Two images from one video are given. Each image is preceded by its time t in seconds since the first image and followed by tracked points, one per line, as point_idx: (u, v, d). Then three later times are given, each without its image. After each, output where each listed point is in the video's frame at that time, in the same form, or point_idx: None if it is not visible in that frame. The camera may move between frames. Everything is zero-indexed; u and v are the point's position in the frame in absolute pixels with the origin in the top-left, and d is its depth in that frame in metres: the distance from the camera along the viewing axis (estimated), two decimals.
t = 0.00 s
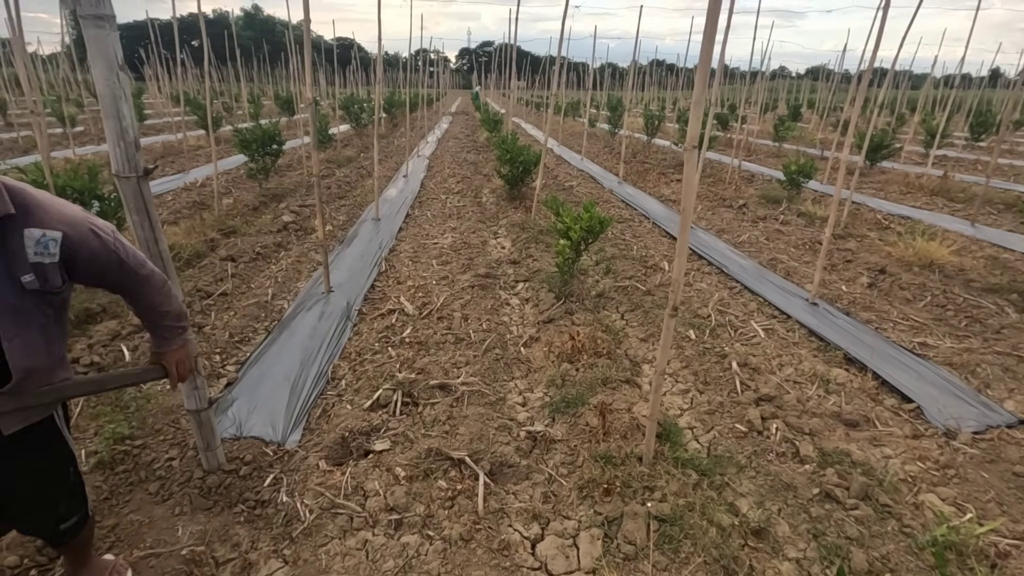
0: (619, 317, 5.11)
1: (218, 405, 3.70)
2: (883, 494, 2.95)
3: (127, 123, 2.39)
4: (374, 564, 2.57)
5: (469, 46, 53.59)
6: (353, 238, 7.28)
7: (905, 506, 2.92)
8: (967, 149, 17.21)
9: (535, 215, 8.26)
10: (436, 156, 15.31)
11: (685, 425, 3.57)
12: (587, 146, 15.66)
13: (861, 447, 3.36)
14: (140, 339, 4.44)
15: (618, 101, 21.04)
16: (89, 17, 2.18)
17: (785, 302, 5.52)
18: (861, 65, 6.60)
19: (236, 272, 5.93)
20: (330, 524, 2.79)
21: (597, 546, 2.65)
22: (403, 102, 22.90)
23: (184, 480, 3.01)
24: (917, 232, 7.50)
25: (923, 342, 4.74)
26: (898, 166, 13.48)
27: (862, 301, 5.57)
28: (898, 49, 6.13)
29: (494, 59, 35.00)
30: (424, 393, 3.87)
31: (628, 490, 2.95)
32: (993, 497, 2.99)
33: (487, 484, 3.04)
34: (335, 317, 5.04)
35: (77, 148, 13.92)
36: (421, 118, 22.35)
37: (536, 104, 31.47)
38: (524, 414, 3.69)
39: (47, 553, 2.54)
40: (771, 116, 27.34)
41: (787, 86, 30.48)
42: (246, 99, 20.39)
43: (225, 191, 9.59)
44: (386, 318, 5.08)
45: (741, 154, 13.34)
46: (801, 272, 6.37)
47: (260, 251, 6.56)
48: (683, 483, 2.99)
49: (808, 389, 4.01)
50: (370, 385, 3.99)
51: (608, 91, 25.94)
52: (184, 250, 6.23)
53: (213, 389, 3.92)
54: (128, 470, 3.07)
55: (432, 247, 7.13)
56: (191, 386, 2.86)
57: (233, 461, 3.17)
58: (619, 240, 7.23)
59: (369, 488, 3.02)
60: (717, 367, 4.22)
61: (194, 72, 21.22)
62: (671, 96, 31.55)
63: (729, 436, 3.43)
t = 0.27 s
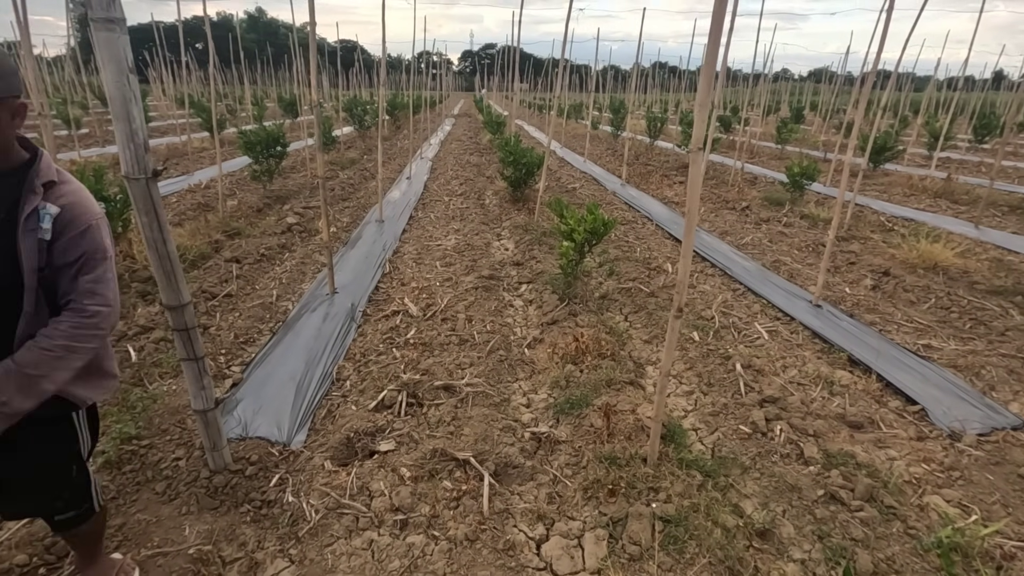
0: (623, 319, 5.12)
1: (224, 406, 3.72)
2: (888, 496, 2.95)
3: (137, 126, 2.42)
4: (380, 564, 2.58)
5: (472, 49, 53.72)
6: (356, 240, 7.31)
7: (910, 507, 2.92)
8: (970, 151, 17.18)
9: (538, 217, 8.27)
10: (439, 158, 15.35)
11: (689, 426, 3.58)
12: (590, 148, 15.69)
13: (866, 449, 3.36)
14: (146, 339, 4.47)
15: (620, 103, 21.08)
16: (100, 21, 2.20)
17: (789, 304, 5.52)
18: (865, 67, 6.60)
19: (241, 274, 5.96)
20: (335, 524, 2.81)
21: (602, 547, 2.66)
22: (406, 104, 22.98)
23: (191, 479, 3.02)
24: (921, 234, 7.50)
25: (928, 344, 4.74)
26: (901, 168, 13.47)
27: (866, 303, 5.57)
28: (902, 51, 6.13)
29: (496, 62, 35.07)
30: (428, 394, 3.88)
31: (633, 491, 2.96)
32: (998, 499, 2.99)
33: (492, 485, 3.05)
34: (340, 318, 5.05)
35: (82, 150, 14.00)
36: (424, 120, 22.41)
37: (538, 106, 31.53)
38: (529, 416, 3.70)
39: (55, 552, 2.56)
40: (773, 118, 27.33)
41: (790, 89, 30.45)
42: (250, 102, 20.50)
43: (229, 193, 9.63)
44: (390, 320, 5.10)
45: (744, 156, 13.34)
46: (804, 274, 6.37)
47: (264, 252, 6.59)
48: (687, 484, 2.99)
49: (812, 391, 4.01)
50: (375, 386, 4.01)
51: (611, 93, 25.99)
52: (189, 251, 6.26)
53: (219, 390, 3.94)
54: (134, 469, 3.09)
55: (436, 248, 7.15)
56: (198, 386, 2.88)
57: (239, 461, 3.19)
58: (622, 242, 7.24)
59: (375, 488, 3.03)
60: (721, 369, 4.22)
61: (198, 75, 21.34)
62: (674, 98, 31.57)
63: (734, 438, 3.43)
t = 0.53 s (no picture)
0: (625, 320, 5.13)
1: (229, 406, 3.74)
2: (891, 498, 2.95)
3: (144, 128, 2.43)
4: (384, 565, 2.60)
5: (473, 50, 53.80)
6: (359, 241, 7.32)
7: (914, 509, 2.92)
8: (972, 153, 17.16)
9: (540, 218, 8.29)
10: (441, 159, 15.37)
11: (692, 428, 3.58)
12: (591, 150, 15.70)
13: (869, 451, 3.37)
14: (150, 340, 4.49)
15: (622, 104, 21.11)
16: (108, 24, 2.21)
17: (791, 305, 5.53)
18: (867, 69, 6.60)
19: (244, 275, 5.98)
20: (340, 525, 2.82)
21: (605, 548, 2.66)
22: (408, 105, 23.05)
23: (196, 480, 3.04)
24: (924, 236, 7.49)
25: (930, 346, 4.74)
26: (903, 170, 13.45)
27: (868, 304, 5.57)
28: (905, 52, 6.14)
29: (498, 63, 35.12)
30: (432, 395, 3.89)
31: (636, 493, 2.96)
32: (1002, 501, 2.99)
33: (495, 486, 3.06)
34: (343, 319, 5.07)
35: (86, 151, 14.06)
36: (426, 122, 22.45)
37: (540, 107, 31.58)
38: (532, 417, 3.71)
39: (61, 551, 2.57)
40: (775, 120, 27.33)
41: (792, 90, 30.46)
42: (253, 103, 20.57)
43: (233, 194, 9.67)
44: (393, 321, 5.11)
45: (746, 157, 13.33)
46: (807, 276, 6.37)
47: (268, 254, 6.61)
48: (690, 486, 3.00)
49: (815, 392, 4.01)
50: (378, 387, 4.02)
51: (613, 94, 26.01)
52: (193, 252, 6.29)
53: (224, 391, 3.96)
54: (140, 470, 3.10)
55: (439, 250, 7.17)
56: (203, 387, 2.90)
57: (243, 462, 3.20)
58: (625, 243, 7.25)
59: (379, 489, 3.04)
60: (724, 371, 4.22)
61: (202, 76, 21.42)
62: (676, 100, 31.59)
63: (737, 439, 3.44)
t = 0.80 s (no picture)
0: (627, 321, 5.12)
1: (230, 407, 3.75)
2: (893, 500, 2.94)
3: (145, 129, 2.44)
4: (384, 566, 2.60)
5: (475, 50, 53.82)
6: (361, 242, 7.33)
7: (915, 511, 2.91)
8: (976, 153, 17.10)
9: (542, 218, 8.28)
10: (443, 159, 15.38)
11: (693, 429, 3.58)
12: (593, 150, 15.69)
13: (870, 452, 3.36)
14: (152, 341, 4.50)
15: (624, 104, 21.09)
16: (109, 26, 2.22)
17: (793, 306, 5.51)
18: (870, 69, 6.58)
19: (246, 275, 5.99)
20: (340, 525, 2.82)
21: (605, 549, 2.66)
22: (410, 105, 23.07)
23: (197, 480, 3.04)
24: (927, 236, 7.47)
25: (933, 347, 4.73)
26: (906, 170, 13.41)
27: (871, 305, 5.55)
28: (908, 52, 6.12)
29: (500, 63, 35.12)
30: (432, 395, 3.89)
31: (636, 494, 2.96)
32: (1004, 504, 2.98)
33: (496, 487, 3.06)
34: (344, 320, 5.07)
35: (89, 151, 14.10)
36: (428, 122, 22.46)
37: (542, 107, 31.57)
38: (532, 418, 3.71)
39: (63, 551, 2.58)
40: (778, 120, 27.27)
41: (794, 90, 30.40)
42: (255, 103, 20.61)
43: (235, 194, 9.69)
44: (395, 321, 5.12)
45: (748, 157, 13.30)
46: (809, 276, 6.36)
47: (270, 254, 6.62)
48: (691, 487, 3.00)
49: (817, 394, 4.00)
50: (379, 387, 4.02)
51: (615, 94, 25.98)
52: (195, 252, 6.30)
53: (225, 391, 3.97)
54: (141, 470, 3.11)
55: (440, 250, 7.17)
56: (204, 388, 2.90)
57: (244, 462, 3.20)
58: (626, 243, 7.24)
59: (379, 490, 3.04)
60: (725, 372, 4.21)
61: (204, 77, 21.47)
62: (678, 100, 31.55)
63: (738, 441, 3.43)
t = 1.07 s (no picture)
0: (630, 322, 5.11)
1: (234, 406, 3.76)
2: (898, 503, 2.92)
3: (149, 129, 2.44)
4: (386, 566, 2.59)
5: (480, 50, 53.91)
6: (364, 242, 7.34)
7: (921, 515, 2.89)
8: (983, 153, 16.99)
9: (546, 218, 8.28)
10: (447, 159, 15.38)
11: (697, 431, 3.56)
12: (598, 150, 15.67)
13: (875, 455, 3.34)
14: (156, 340, 4.51)
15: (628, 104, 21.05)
16: (114, 27, 2.22)
17: (797, 307, 5.49)
18: (876, 68, 6.54)
19: (250, 275, 6.00)
20: (342, 525, 2.82)
21: (608, 551, 2.65)
22: (415, 105, 23.09)
23: (200, 480, 3.05)
24: (933, 237, 7.42)
25: (939, 349, 4.69)
26: (912, 170, 13.33)
27: (876, 306, 5.52)
28: (914, 52, 6.09)
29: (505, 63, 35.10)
30: (435, 396, 3.89)
31: (639, 496, 2.95)
32: (1011, 508, 2.95)
33: (498, 488, 3.05)
34: (348, 320, 5.08)
35: (95, 151, 14.17)
36: (432, 122, 22.48)
37: (547, 107, 31.54)
38: (535, 418, 3.70)
39: (67, 550, 2.59)
40: (783, 120, 27.18)
41: (800, 90, 30.29)
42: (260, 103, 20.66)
43: (239, 194, 9.72)
44: (398, 321, 5.12)
45: (753, 157, 13.25)
46: (814, 277, 6.33)
47: (274, 254, 6.64)
48: (694, 489, 2.98)
49: (821, 395, 3.98)
50: (382, 387, 4.02)
51: (619, 95, 25.94)
52: (199, 252, 6.32)
53: (229, 390, 3.97)
54: (144, 469, 3.12)
55: (444, 250, 7.17)
56: (207, 387, 2.91)
57: (247, 462, 3.21)
58: (630, 244, 7.22)
59: (382, 490, 3.04)
60: (729, 373, 4.20)
61: (210, 77, 21.54)
62: (682, 100, 31.54)
63: (742, 443, 3.42)
